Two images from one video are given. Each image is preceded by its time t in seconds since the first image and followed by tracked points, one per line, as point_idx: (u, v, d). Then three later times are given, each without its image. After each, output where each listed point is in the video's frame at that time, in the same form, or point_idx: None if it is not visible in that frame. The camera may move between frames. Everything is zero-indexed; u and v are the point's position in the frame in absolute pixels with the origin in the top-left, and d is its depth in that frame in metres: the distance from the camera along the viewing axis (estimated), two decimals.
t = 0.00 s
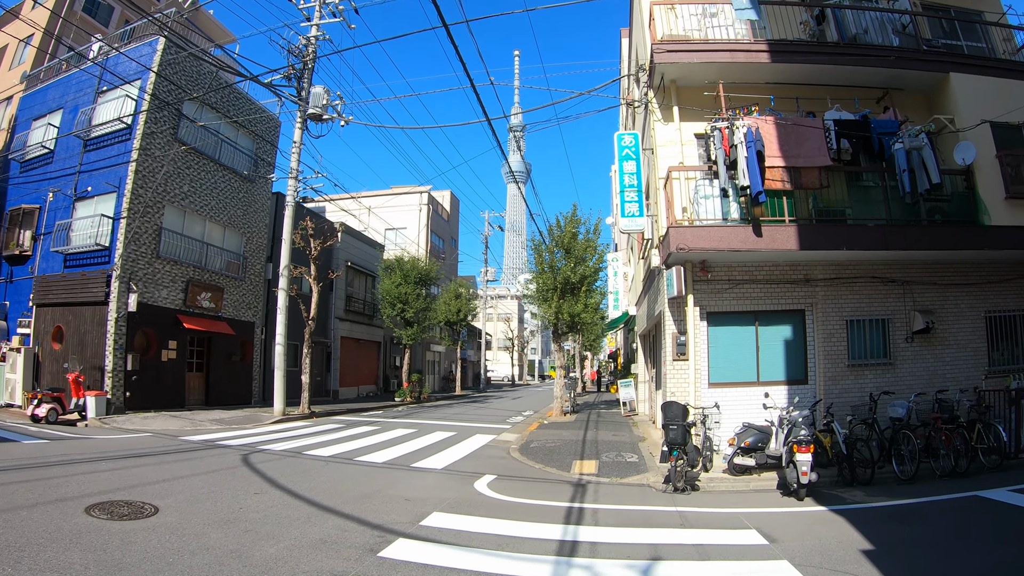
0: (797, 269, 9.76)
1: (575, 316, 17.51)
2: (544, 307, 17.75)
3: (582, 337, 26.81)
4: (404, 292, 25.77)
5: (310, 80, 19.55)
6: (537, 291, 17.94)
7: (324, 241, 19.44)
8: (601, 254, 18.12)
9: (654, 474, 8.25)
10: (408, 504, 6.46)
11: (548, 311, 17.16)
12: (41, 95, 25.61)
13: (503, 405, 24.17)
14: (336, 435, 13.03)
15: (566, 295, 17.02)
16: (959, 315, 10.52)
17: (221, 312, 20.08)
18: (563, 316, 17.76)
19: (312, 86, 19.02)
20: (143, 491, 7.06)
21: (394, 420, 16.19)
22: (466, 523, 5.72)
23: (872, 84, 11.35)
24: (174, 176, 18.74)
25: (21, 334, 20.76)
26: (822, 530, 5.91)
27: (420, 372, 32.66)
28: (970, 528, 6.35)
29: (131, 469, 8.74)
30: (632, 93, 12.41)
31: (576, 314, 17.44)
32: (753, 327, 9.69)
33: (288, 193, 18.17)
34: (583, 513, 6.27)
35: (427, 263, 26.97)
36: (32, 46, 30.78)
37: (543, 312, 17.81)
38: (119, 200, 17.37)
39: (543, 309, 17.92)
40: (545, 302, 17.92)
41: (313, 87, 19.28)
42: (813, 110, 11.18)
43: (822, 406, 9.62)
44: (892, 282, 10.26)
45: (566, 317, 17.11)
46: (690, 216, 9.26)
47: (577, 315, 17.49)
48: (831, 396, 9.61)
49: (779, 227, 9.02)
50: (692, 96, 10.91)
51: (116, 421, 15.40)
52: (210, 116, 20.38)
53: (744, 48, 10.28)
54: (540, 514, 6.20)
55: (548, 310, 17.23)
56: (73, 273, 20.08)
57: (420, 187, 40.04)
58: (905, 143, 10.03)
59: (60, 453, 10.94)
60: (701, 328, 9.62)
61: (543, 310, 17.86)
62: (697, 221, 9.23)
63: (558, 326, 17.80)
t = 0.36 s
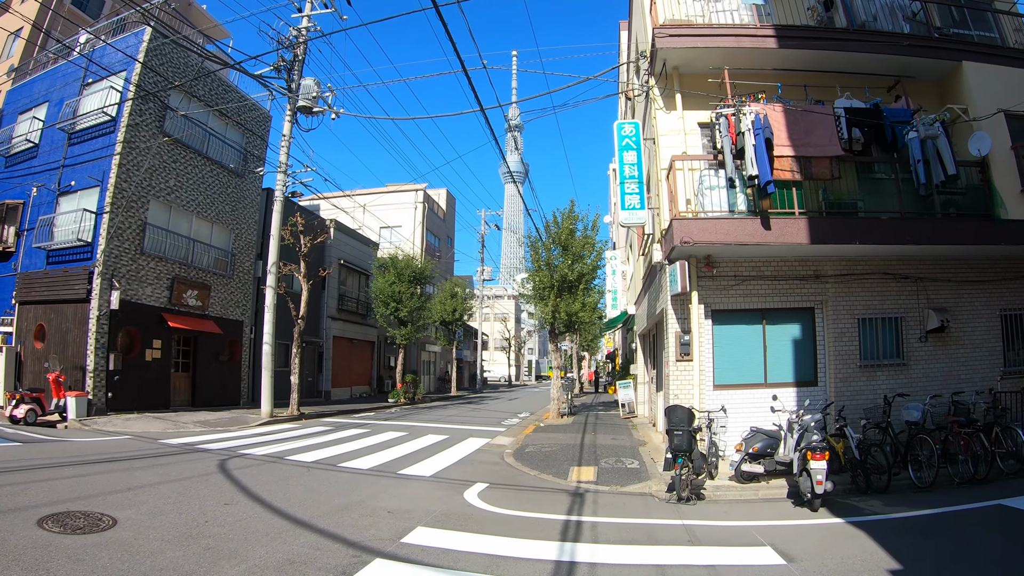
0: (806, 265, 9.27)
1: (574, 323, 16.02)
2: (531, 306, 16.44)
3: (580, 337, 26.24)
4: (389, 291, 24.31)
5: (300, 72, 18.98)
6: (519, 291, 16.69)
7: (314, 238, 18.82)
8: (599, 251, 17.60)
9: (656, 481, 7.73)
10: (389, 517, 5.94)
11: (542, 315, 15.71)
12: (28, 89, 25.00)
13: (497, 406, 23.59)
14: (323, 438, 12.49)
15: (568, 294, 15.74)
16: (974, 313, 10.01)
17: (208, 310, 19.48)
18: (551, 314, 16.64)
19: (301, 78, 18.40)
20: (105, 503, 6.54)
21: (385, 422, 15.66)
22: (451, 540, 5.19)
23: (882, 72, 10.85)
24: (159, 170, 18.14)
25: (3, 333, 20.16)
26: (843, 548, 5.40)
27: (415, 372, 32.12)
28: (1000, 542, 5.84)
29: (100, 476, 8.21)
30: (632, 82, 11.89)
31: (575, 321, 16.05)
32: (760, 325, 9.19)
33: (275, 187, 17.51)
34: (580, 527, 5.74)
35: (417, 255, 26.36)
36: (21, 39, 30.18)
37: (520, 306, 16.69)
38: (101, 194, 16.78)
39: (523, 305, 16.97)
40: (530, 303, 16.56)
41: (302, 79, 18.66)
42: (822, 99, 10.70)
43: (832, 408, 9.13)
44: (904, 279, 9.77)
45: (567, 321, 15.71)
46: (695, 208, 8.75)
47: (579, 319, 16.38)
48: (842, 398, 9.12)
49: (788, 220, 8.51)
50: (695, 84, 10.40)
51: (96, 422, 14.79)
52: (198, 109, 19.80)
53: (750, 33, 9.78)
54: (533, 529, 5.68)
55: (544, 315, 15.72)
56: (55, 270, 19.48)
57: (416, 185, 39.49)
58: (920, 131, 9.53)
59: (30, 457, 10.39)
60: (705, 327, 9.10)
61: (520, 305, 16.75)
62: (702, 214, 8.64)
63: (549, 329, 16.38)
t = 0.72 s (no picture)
0: (814, 260, 8.77)
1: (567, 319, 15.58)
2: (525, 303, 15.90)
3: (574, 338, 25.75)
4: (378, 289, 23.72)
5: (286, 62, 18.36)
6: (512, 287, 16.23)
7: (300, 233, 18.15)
8: (594, 248, 17.08)
9: (656, 491, 7.18)
10: (363, 533, 5.38)
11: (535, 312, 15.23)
12: (8, 79, 24.25)
13: (489, 407, 23.06)
14: (305, 442, 11.90)
15: (562, 292, 15.24)
16: (987, 312, 9.54)
17: (190, 308, 18.74)
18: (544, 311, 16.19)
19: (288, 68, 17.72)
20: (54, 515, 5.94)
21: (372, 424, 15.08)
22: (429, 562, 4.64)
23: (891, 59, 10.36)
24: (141, 162, 17.37)
25: None
26: (867, 568, 4.87)
27: (406, 372, 31.51)
28: None
29: (57, 483, 7.59)
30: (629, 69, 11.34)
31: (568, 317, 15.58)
32: (765, 324, 8.68)
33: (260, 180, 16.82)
34: (574, 545, 5.20)
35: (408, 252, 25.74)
36: (3, 29, 29.36)
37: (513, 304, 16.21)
38: (80, 186, 15.98)
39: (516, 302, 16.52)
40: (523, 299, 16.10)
41: (289, 69, 18.00)
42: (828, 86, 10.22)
43: (841, 412, 8.65)
44: (916, 275, 9.28)
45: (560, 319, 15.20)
46: (697, 198, 8.19)
47: (572, 315, 15.92)
48: (852, 401, 8.65)
49: (796, 211, 7.99)
50: (696, 69, 9.89)
51: (70, 422, 14.09)
52: (182, 100, 19.04)
53: (754, 15, 9.28)
54: (522, 547, 5.13)
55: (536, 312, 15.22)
56: (32, 265, 18.74)
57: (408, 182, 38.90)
58: (934, 119, 9.12)
59: None
60: (707, 326, 8.58)
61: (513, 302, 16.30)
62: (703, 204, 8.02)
63: (542, 328, 15.84)
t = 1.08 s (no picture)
0: (818, 253, 8.29)
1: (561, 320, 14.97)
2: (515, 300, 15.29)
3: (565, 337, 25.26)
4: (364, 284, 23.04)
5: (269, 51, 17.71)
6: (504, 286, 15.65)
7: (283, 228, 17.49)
8: (585, 244, 16.56)
9: (651, 500, 6.66)
10: (327, 551, 4.82)
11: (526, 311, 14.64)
12: None
13: (478, 407, 22.54)
14: (282, 444, 11.31)
15: (554, 290, 14.60)
16: (998, 309, 9.08)
17: (169, 305, 18.03)
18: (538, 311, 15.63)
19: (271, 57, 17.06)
20: None
21: (355, 426, 14.50)
22: None
23: (897, 43, 9.89)
24: (118, 153, 16.59)
25: None
26: None
27: (395, 372, 30.90)
28: None
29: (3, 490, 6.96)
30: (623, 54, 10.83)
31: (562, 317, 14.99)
32: (767, 322, 8.19)
33: (241, 172, 16.15)
34: (561, 566, 4.67)
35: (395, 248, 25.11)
36: None
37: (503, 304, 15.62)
38: (53, 178, 15.17)
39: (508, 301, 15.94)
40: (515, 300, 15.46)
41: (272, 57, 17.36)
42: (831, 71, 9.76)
43: (847, 414, 8.18)
44: (924, 270, 8.82)
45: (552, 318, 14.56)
46: (695, 186, 7.66)
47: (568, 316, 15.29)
48: (858, 403, 8.20)
49: (801, 199, 7.50)
50: (693, 52, 9.39)
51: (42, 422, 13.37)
52: (162, 91, 18.29)
53: None
54: (503, 567, 4.60)
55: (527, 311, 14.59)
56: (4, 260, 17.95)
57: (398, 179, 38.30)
58: (945, 104, 8.67)
59: None
60: (706, 323, 8.06)
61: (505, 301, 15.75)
62: (702, 192, 7.52)
63: (532, 325, 15.27)
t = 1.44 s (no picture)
0: (837, 243, 7.77)
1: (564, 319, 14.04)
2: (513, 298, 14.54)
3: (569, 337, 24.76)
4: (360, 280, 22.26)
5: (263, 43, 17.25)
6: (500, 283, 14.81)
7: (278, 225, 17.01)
8: (589, 239, 16.05)
9: (662, 509, 6.15)
10: (302, 570, 4.32)
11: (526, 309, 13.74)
12: None
13: (479, 408, 22.01)
14: (272, 448, 10.83)
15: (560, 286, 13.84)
16: None
17: (160, 303, 17.57)
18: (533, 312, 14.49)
19: (264, 48, 16.59)
20: None
21: (351, 428, 14.01)
22: None
23: (917, 22, 9.36)
24: (108, 148, 16.13)
25: None
26: None
27: (395, 372, 30.42)
28: None
29: None
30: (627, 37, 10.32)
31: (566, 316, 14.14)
32: (783, 317, 7.69)
33: (234, 166, 15.68)
34: None
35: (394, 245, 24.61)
36: None
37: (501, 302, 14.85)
38: (40, 172, 14.71)
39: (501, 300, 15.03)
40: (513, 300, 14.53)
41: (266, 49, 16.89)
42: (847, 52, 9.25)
43: (869, 416, 7.65)
44: (949, 261, 8.28)
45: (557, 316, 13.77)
46: (707, 170, 7.17)
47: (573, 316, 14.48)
48: (880, 403, 7.67)
49: (820, 184, 6.99)
50: (702, 33, 8.88)
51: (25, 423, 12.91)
52: (153, 84, 17.84)
53: None
54: None
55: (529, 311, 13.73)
56: None
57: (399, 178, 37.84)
58: (969, 84, 8.19)
59: None
60: (719, 318, 7.54)
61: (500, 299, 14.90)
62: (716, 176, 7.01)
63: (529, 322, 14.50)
